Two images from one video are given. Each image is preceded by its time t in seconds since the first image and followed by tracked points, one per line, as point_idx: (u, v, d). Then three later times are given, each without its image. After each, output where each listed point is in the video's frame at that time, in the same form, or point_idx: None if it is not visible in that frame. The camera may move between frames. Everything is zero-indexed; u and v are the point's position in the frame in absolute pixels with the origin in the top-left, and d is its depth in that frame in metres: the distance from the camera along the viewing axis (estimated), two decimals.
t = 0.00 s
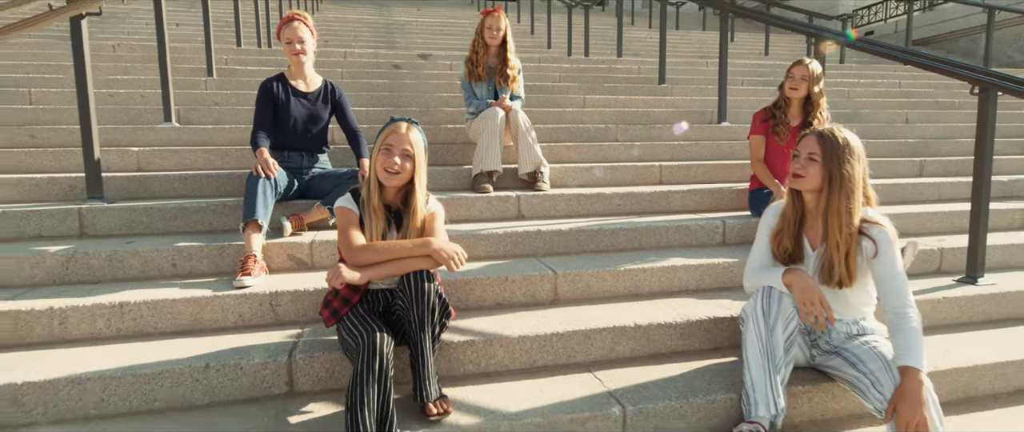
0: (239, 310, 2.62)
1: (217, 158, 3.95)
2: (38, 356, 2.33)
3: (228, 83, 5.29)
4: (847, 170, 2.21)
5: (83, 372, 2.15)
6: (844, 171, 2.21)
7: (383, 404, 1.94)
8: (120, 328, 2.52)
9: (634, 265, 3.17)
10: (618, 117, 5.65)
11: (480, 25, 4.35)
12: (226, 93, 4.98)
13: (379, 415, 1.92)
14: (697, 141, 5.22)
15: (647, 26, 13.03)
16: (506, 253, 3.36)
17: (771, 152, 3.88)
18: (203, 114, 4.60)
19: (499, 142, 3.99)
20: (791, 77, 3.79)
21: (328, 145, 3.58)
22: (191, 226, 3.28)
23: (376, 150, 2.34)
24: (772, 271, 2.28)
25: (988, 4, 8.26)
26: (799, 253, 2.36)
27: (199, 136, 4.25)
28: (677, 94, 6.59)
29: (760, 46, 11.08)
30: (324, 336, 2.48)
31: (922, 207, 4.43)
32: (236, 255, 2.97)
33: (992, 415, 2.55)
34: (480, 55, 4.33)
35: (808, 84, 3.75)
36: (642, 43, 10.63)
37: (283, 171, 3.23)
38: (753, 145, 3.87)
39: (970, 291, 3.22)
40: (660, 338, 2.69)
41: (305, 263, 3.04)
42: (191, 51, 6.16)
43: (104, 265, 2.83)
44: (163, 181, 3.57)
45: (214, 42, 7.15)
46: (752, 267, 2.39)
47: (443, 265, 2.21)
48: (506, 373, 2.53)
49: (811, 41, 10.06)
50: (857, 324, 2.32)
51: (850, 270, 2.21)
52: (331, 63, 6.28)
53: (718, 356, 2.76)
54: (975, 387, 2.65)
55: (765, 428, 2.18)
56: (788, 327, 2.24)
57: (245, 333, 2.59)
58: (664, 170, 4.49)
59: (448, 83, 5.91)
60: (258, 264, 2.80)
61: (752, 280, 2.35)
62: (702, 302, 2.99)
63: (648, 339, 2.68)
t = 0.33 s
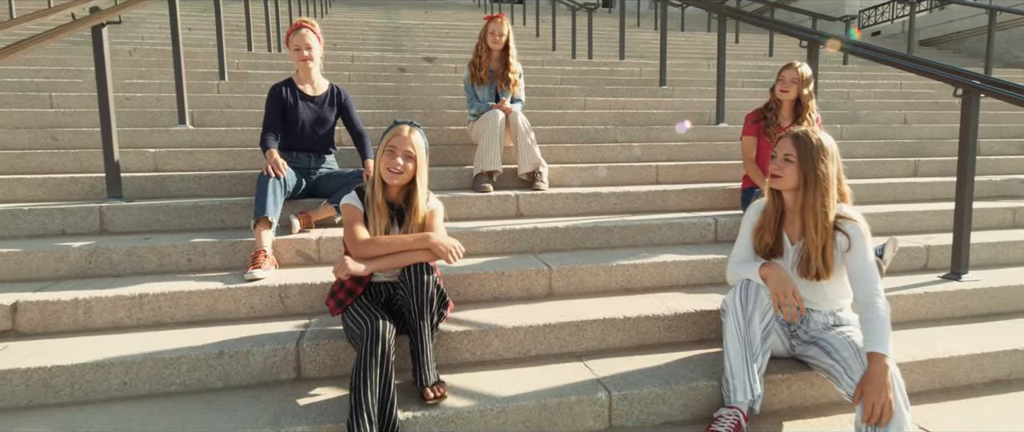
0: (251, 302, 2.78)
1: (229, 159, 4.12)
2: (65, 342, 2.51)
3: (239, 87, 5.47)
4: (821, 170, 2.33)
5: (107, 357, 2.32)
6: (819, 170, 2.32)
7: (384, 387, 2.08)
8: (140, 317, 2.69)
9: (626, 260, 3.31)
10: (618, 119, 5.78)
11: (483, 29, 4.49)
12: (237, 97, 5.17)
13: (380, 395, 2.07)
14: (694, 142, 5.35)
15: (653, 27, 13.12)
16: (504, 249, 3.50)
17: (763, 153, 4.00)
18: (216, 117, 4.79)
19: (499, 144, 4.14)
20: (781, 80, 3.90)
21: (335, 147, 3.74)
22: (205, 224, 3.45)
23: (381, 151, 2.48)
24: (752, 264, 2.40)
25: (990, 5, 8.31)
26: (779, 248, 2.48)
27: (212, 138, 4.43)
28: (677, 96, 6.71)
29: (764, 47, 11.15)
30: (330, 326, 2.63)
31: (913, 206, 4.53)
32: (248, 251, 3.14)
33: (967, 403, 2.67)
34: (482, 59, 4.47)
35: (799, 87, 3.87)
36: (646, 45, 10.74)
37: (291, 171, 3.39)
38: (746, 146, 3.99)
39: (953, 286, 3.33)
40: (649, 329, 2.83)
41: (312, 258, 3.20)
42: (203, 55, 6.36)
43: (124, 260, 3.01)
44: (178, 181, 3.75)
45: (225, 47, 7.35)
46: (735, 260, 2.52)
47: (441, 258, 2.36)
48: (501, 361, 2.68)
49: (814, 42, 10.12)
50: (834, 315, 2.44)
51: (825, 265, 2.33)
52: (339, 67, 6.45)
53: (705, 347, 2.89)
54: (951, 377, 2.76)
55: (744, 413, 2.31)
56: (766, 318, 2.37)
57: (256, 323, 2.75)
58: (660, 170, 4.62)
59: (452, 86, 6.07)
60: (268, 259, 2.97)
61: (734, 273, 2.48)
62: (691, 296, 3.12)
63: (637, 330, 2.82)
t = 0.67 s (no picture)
0: (264, 293, 2.96)
1: (243, 159, 4.31)
2: (92, 329, 2.69)
3: (252, 89, 5.67)
4: (799, 170, 2.46)
5: (132, 342, 2.50)
6: (796, 170, 2.46)
7: (386, 369, 2.24)
8: (160, 307, 2.87)
9: (621, 255, 3.44)
10: (620, 119, 5.91)
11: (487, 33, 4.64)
12: (251, 99, 5.36)
13: (381, 377, 2.23)
14: (694, 142, 5.46)
15: (660, 27, 13.19)
16: (504, 245, 3.65)
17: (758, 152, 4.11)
18: (231, 119, 4.98)
19: (502, 144, 4.29)
20: (775, 81, 4.02)
21: (343, 147, 3.91)
22: (220, 220, 3.64)
23: (383, 151, 2.61)
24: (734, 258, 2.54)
25: (996, 4, 8.32)
26: (761, 244, 2.61)
27: (227, 138, 4.62)
28: (680, 96, 6.82)
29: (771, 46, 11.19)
30: (337, 316, 2.80)
31: (908, 204, 4.62)
32: (262, 246, 3.32)
33: (946, 392, 2.77)
34: (487, 61, 4.62)
35: (791, 88, 3.98)
36: (652, 45, 10.84)
37: (302, 171, 3.57)
38: (741, 145, 4.11)
39: (939, 281, 3.43)
40: (640, 321, 2.96)
41: (321, 253, 3.37)
42: (218, 58, 6.57)
43: (145, 253, 3.20)
44: (195, 180, 3.95)
45: (239, 50, 7.57)
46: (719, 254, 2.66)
47: (444, 252, 2.52)
48: (499, 350, 2.82)
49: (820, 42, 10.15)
50: (816, 307, 2.56)
51: (804, 259, 2.46)
52: (349, 69, 6.63)
53: (694, 338, 3.02)
54: (931, 367, 2.87)
55: (727, 398, 2.44)
56: (747, 308, 2.50)
57: (268, 313, 2.92)
58: (659, 169, 4.74)
59: (458, 88, 6.22)
60: (279, 253, 3.14)
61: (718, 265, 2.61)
62: (682, 290, 3.25)
63: (629, 322, 2.95)
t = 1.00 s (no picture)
0: (275, 286, 3.13)
1: (257, 159, 4.50)
2: (116, 319, 2.89)
3: (266, 92, 5.87)
4: (780, 167, 2.56)
5: (152, 331, 2.69)
6: (778, 167, 2.56)
7: (388, 355, 2.40)
8: (179, 299, 3.06)
9: (617, 251, 3.57)
10: (623, 119, 6.03)
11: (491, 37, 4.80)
12: (264, 102, 5.56)
13: (383, 363, 2.39)
14: (694, 142, 5.56)
15: (669, 26, 13.25)
16: (504, 241, 3.79)
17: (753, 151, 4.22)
18: (245, 121, 5.18)
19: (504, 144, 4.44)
20: (770, 82, 4.11)
21: (351, 148, 4.08)
22: (235, 218, 3.82)
23: (380, 152, 2.76)
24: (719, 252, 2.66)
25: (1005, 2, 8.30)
26: (746, 238, 2.72)
27: (242, 140, 4.82)
28: (684, 96, 6.92)
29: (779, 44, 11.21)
30: (343, 308, 2.96)
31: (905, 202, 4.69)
32: (273, 242, 3.49)
33: (928, 383, 2.87)
34: (490, 64, 4.77)
35: (786, 88, 4.07)
36: (660, 44, 10.91)
37: (311, 170, 3.74)
38: (737, 144, 4.22)
39: (929, 277, 3.51)
40: (633, 313, 3.09)
41: (330, 249, 3.53)
42: (233, 61, 6.78)
43: (164, 249, 3.39)
44: (212, 180, 4.14)
45: (254, 54, 7.80)
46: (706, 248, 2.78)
47: (445, 245, 2.67)
48: (496, 340, 2.97)
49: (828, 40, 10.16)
50: (798, 299, 2.68)
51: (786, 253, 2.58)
52: (359, 71, 6.81)
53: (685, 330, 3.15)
54: (914, 359, 2.97)
55: (711, 386, 2.56)
56: (731, 299, 2.63)
57: (279, 305, 3.10)
58: (658, 168, 4.86)
59: (465, 89, 6.38)
60: (290, 249, 3.32)
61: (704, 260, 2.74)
62: (675, 284, 3.37)
63: (621, 314, 3.08)
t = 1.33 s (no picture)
0: (284, 278, 3.31)
1: (269, 158, 4.69)
2: (136, 307, 3.08)
3: (279, 93, 6.07)
4: (762, 166, 2.68)
5: (169, 318, 2.88)
6: (760, 166, 2.68)
7: (386, 342, 2.56)
8: (194, 289, 3.25)
9: (612, 247, 3.70)
10: (626, 119, 6.14)
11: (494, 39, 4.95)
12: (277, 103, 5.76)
13: (382, 350, 2.54)
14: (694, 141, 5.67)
15: (679, 26, 13.29)
16: (504, 237, 3.94)
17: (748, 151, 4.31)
18: (259, 121, 5.38)
19: (506, 143, 4.58)
20: (765, 83, 4.21)
21: (358, 148, 4.24)
22: (248, 213, 4.01)
23: (380, 151, 2.92)
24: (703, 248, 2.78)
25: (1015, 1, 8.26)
26: (732, 235, 2.83)
27: (255, 139, 5.01)
28: (688, 96, 7.01)
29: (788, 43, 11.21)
30: (348, 299, 3.13)
31: (901, 201, 4.76)
32: (284, 236, 3.67)
33: (908, 374, 2.97)
34: (493, 66, 4.92)
35: (780, 89, 4.16)
36: (669, 44, 10.97)
37: (320, 169, 3.91)
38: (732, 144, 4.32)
39: (917, 273, 3.60)
40: (624, 306, 3.22)
41: (336, 244, 3.70)
42: (248, 62, 7.00)
43: (181, 243, 3.58)
44: (226, 178, 4.34)
45: (268, 55, 8.01)
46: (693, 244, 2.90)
47: (443, 239, 2.82)
48: (492, 331, 3.12)
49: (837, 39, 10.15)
50: (781, 293, 2.79)
51: (768, 248, 2.69)
52: (369, 72, 7.00)
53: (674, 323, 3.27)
54: (897, 352, 3.07)
55: (694, 375, 2.68)
56: (714, 292, 2.75)
57: (288, 296, 3.27)
58: (658, 167, 4.97)
59: (471, 90, 6.53)
60: (298, 243, 3.49)
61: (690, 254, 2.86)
62: (667, 279, 3.49)
63: (613, 307, 3.22)
